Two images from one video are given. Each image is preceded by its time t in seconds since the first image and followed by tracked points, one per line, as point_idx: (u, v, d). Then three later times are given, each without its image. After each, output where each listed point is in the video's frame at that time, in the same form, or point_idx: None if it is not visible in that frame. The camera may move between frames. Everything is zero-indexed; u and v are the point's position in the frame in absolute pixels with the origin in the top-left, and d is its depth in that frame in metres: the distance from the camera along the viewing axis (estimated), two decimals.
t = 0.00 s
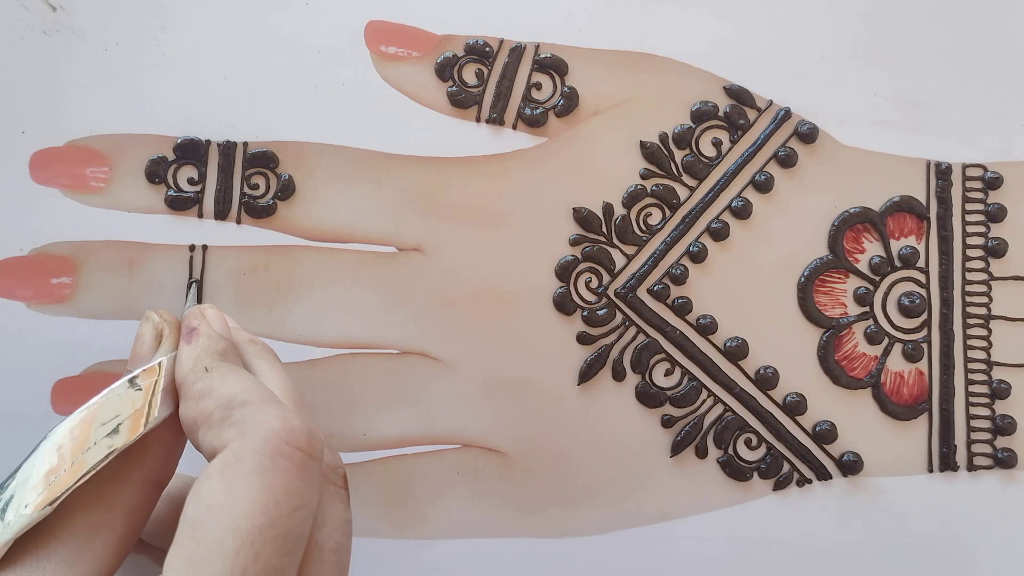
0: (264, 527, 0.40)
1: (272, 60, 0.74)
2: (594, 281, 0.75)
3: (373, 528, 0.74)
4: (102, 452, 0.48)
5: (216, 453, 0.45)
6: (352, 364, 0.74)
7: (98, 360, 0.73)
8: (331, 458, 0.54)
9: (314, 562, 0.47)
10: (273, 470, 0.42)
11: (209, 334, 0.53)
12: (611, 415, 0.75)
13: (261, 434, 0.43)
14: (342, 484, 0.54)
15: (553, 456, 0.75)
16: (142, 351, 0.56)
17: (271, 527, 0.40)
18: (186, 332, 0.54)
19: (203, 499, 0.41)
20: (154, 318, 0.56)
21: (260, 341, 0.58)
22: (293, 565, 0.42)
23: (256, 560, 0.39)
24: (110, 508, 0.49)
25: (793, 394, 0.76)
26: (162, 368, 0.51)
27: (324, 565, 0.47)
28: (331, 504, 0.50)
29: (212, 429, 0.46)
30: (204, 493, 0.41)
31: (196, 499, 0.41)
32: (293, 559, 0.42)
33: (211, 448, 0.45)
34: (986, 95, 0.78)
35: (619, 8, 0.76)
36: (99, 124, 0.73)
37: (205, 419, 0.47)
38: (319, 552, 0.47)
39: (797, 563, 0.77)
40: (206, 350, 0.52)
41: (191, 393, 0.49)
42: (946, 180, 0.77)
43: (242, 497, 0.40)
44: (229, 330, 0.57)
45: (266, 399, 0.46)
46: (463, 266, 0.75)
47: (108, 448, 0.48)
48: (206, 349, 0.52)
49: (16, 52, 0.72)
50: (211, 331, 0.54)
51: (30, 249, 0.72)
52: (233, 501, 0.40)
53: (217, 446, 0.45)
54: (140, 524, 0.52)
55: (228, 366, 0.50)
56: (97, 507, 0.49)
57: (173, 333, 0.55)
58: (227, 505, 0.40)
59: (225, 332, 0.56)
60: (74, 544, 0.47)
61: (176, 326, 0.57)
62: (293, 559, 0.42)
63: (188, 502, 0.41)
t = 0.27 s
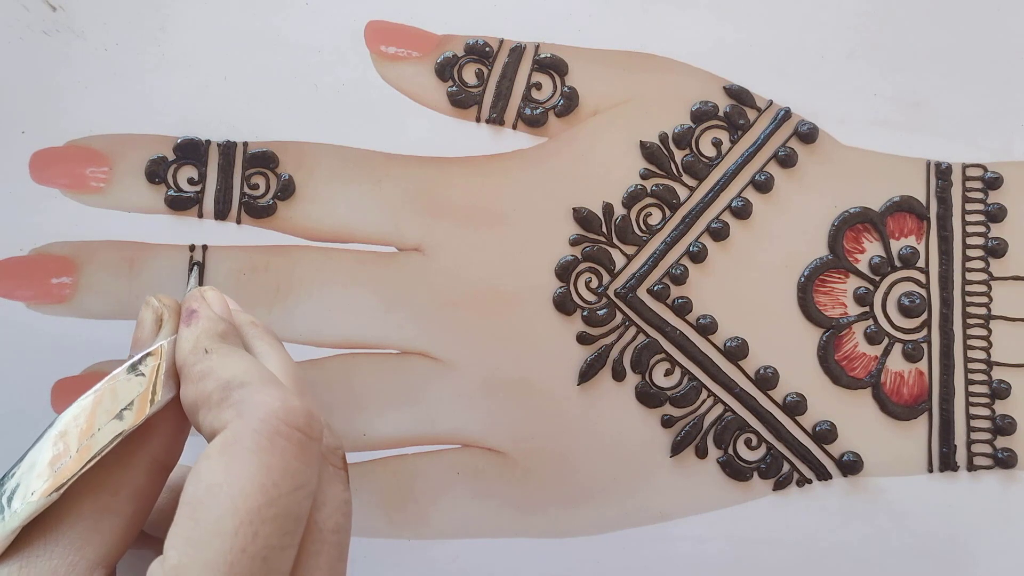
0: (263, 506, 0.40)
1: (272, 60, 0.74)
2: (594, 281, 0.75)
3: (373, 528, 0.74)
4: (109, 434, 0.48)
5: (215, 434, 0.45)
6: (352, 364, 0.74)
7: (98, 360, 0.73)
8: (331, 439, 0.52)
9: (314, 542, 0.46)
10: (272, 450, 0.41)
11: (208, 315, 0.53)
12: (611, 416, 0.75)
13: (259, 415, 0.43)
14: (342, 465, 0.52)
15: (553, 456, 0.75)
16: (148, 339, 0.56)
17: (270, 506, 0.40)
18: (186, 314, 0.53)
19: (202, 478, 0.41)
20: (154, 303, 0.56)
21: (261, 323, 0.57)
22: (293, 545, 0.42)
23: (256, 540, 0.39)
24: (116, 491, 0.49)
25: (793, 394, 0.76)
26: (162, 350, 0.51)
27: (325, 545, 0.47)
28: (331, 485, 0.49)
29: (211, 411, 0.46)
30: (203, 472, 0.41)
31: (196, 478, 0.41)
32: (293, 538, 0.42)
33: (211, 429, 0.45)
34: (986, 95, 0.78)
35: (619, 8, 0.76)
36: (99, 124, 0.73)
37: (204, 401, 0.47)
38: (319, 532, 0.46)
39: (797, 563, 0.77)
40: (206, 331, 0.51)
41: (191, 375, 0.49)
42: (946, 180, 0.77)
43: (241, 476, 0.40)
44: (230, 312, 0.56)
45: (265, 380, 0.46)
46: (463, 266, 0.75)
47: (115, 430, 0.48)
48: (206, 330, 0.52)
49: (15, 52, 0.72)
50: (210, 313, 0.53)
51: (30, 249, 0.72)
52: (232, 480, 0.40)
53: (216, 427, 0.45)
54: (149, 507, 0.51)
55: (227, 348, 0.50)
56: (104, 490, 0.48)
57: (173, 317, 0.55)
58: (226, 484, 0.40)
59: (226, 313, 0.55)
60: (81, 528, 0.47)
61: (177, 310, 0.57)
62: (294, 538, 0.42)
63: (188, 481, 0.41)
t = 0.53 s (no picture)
0: (260, 495, 0.39)
1: (272, 61, 0.74)
2: (594, 281, 0.75)
3: (372, 528, 0.74)
4: (109, 425, 0.47)
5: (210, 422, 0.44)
6: (352, 364, 0.74)
7: (98, 360, 0.73)
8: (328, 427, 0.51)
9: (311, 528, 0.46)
10: (267, 437, 0.41)
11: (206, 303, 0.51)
12: (611, 416, 0.75)
13: (254, 402, 0.42)
14: (339, 452, 0.51)
15: (553, 456, 0.75)
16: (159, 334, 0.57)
17: (267, 495, 0.40)
18: (182, 302, 0.52)
19: (198, 465, 0.40)
20: (150, 293, 0.55)
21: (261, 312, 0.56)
22: (291, 532, 0.41)
23: (253, 527, 0.39)
24: (118, 482, 0.48)
25: (793, 394, 0.76)
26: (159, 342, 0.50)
27: (323, 532, 0.46)
28: (328, 471, 0.48)
29: (208, 400, 0.45)
30: (199, 460, 0.40)
31: (192, 466, 0.40)
32: (291, 526, 0.41)
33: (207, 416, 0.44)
34: (986, 95, 0.78)
35: (619, 8, 0.76)
36: (100, 124, 0.73)
37: (202, 390, 0.46)
38: (316, 518, 0.46)
39: (797, 564, 0.77)
40: (203, 320, 0.50)
41: (189, 363, 0.47)
42: (946, 181, 0.77)
43: (237, 464, 0.40)
44: (229, 300, 0.55)
45: (262, 367, 0.44)
46: (463, 267, 0.75)
47: (115, 421, 0.47)
48: (205, 319, 0.50)
49: (15, 52, 0.72)
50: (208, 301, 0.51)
51: (31, 249, 0.72)
52: (229, 470, 0.39)
53: (212, 415, 0.44)
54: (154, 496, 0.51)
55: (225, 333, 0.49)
56: (106, 481, 0.48)
57: (169, 308, 0.54)
58: (222, 474, 0.39)
59: (224, 301, 0.53)
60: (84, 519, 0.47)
61: (171, 300, 0.56)
62: (292, 525, 0.41)
63: (184, 469, 0.41)
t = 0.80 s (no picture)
0: None
1: (272, 61, 0.74)
2: (593, 281, 0.75)
3: (371, 528, 0.74)
4: (155, 509, 0.43)
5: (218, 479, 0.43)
6: (352, 364, 0.74)
7: (98, 360, 0.73)
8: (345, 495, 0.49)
9: None
10: (292, 558, 0.39)
11: (222, 392, 0.46)
12: (611, 416, 0.75)
13: (277, 523, 0.40)
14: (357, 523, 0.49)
15: (553, 456, 0.75)
16: (179, 393, 0.52)
17: None
18: (196, 393, 0.47)
19: None
20: (141, 382, 0.51)
21: (269, 386, 0.53)
22: None
23: None
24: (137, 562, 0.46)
25: (792, 394, 0.76)
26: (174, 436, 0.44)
27: None
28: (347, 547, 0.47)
29: (229, 513, 0.42)
30: None
31: None
32: None
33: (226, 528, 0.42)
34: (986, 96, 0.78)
35: (619, 8, 0.76)
36: (99, 125, 0.73)
37: (219, 500, 0.43)
38: None
39: (797, 564, 0.77)
40: (219, 417, 0.45)
41: (204, 472, 0.44)
42: (946, 181, 0.77)
43: None
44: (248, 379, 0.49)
45: (284, 475, 0.42)
46: (463, 267, 0.75)
47: (162, 504, 0.44)
48: (217, 415, 0.46)
49: (15, 52, 0.72)
50: (223, 390, 0.46)
51: (30, 249, 0.72)
52: None
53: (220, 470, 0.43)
54: (189, 534, 0.50)
55: (243, 431, 0.45)
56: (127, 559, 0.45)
57: (166, 394, 0.51)
58: None
59: (243, 384, 0.48)
60: None
61: (166, 386, 0.52)
62: None
63: None
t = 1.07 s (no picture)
0: None
1: (272, 61, 0.74)
2: (593, 281, 0.75)
3: (371, 528, 0.74)
4: (149, 543, 0.44)
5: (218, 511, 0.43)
6: (352, 363, 0.74)
7: (97, 360, 0.72)
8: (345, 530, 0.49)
9: None
10: None
11: (222, 429, 0.46)
12: (611, 417, 0.75)
13: (278, 561, 0.40)
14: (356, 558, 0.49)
15: (553, 456, 0.75)
16: (183, 424, 0.52)
17: None
18: (197, 428, 0.47)
19: None
20: (145, 410, 0.51)
21: (271, 416, 0.52)
22: None
23: None
24: None
25: (792, 394, 0.76)
26: (176, 470, 0.45)
27: None
28: None
29: (229, 549, 0.42)
30: None
31: None
32: None
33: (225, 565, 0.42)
34: (986, 96, 0.78)
35: (619, 8, 0.76)
36: (99, 125, 0.73)
37: (219, 537, 0.43)
38: None
39: (797, 564, 0.77)
40: (219, 455, 0.45)
41: (205, 507, 0.44)
42: (946, 181, 0.77)
43: None
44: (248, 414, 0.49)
45: (285, 512, 0.42)
46: (463, 267, 0.75)
47: (156, 536, 0.45)
48: (219, 449, 0.46)
49: (15, 53, 0.72)
50: (223, 426, 0.46)
51: (30, 249, 0.72)
52: None
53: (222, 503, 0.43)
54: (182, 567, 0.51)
55: (244, 467, 0.45)
56: None
57: (172, 427, 0.51)
58: None
59: (243, 421, 0.48)
60: None
61: (171, 415, 0.52)
62: None
63: None
